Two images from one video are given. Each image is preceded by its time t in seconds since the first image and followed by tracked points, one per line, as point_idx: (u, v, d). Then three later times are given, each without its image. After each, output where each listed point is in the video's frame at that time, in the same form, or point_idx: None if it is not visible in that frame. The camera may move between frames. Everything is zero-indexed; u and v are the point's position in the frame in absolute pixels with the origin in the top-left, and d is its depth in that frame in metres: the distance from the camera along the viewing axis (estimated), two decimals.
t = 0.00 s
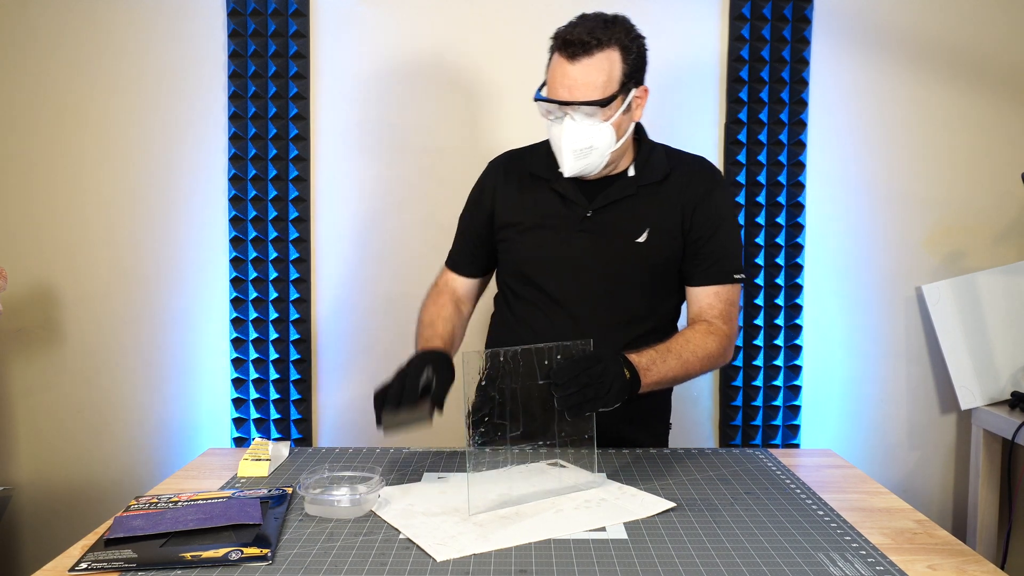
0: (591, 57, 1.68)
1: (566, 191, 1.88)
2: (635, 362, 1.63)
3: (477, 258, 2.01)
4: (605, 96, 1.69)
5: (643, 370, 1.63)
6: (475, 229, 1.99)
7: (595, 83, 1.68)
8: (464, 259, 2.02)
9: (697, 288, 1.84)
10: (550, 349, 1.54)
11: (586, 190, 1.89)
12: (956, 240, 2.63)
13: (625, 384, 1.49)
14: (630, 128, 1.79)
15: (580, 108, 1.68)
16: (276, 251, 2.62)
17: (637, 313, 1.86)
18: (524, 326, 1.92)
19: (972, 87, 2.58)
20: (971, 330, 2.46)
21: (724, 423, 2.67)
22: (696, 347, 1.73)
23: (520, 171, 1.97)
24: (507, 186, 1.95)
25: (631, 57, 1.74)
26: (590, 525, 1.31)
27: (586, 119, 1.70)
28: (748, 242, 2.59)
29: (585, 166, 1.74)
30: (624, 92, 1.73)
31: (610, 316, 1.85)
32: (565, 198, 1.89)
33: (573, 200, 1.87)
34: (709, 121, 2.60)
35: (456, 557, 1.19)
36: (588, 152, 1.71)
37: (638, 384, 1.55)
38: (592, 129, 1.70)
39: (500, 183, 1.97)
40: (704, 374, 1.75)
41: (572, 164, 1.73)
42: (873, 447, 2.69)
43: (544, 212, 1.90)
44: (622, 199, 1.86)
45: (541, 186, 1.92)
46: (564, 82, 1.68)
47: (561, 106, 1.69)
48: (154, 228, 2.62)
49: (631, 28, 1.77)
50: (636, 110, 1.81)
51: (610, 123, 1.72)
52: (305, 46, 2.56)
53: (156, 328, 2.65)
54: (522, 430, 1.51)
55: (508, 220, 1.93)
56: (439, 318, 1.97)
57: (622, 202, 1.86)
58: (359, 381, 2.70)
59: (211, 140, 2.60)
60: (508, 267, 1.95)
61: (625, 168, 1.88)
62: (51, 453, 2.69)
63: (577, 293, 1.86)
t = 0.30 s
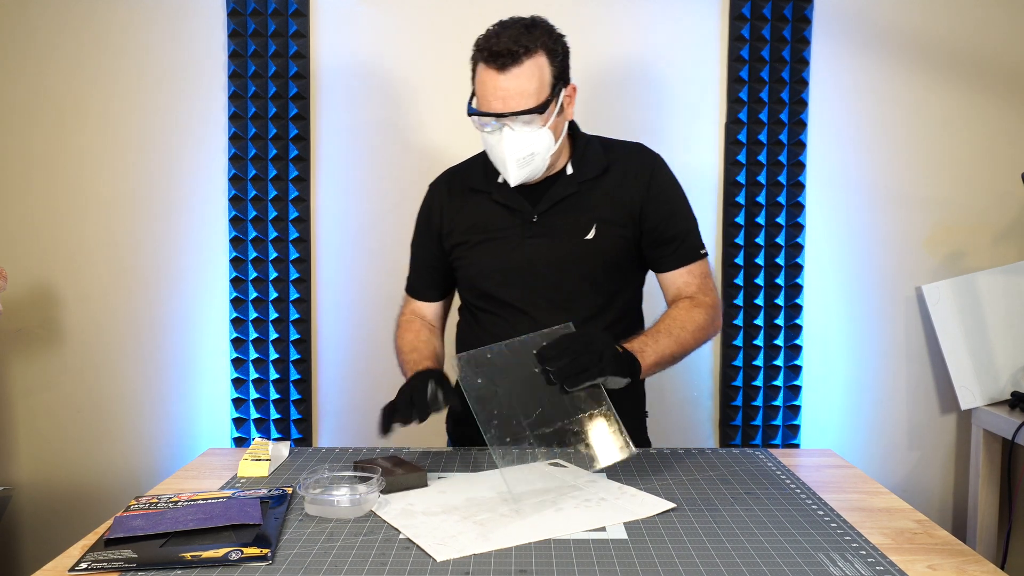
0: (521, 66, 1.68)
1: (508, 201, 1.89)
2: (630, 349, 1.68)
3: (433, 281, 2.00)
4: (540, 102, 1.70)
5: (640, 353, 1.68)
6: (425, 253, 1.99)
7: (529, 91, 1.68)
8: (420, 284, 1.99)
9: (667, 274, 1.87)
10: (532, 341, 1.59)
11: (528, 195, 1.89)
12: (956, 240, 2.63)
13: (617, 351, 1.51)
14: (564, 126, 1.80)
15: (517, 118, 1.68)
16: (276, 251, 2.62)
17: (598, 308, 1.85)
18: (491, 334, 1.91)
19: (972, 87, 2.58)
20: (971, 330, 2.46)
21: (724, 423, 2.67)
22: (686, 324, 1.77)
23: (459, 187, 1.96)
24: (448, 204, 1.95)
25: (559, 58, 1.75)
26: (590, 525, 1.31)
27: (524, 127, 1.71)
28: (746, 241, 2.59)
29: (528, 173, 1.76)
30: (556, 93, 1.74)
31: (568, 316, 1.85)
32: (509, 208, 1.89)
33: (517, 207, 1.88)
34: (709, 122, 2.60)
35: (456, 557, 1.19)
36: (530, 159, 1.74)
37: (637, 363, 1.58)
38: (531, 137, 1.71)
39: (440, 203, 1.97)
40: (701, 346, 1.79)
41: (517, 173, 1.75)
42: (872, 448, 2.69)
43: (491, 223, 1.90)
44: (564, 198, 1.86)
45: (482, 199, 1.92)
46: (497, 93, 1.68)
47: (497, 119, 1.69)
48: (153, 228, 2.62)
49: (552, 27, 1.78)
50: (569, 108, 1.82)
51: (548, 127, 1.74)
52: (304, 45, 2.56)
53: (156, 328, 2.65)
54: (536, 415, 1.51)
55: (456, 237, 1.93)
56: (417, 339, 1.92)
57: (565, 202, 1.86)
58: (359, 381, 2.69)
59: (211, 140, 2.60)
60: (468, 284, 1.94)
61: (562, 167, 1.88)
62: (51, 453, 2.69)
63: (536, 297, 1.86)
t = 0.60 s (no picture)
0: (502, 71, 1.69)
1: (481, 203, 1.88)
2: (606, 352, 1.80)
3: (400, 285, 1.97)
4: (519, 107, 1.72)
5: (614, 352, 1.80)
6: (393, 257, 1.95)
7: (509, 95, 1.70)
8: (385, 288, 1.96)
9: (632, 271, 1.95)
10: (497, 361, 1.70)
11: (499, 197, 1.89)
12: (956, 240, 2.63)
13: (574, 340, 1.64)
14: (537, 131, 1.84)
15: (498, 122, 1.71)
16: (276, 251, 2.62)
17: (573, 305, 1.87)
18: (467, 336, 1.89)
19: (972, 87, 2.58)
20: (971, 330, 2.46)
21: (724, 423, 2.67)
22: (658, 322, 1.85)
23: (425, 191, 1.95)
24: (416, 208, 1.93)
25: (533, 63, 1.77)
26: (590, 525, 1.31)
27: (504, 130, 1.73)
28: (746, 241, 2.59)
29: (505, 175, 1.78)
30: (531, 98, 1.77)
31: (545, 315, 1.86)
32: (481, 210, 1.89)
33: (491, 209, 1.88)
34: (709, 122, 2.60)
35: (455, 557, 1.19)
36: (509, 161, 1.75)
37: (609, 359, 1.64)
38: (511, 140, 1.73)
39: (407, 209, 1.94)
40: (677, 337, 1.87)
41: (495, 176, 1.77)
42: (872, 447, 2.69)
43: (464, 224, 1.89)
44: (537, 199, 1.88)
45: (452, 202, 1.91)
46: (477, 96, 1.69)
47: (479, 122, 1.70)
48: (154, 228, 2.62)
49: (524, 31, 1.79)
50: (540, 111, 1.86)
51: (525, 130, 1.76)
52: (304, 45, 2.56)
53: (156, 328, 2.65)
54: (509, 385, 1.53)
55: (426, 241, 1.91)
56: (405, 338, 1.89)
57: (537, 202, 1.88)
58: (359, 381, 2.70)
59: (211, 140, 2.60)
60: (440, 287, 1.92)
61: (532, 169, 1.90)
62: (51, 453, 2.69)
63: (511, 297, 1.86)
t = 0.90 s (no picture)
0: (501, 60, 1.71)
1: (471, 203, 1.88)
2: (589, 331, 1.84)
3: (386, 286, 1.92)
4: (515, 97, 1.75)
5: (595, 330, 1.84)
6: (379, 258, 1.91)
7: (507, 85, 1.72)
8: (369, 289, 1.91)
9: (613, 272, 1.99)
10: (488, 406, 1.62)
11: (488, 196, 1.90)
12: (956, 240, 2.63)
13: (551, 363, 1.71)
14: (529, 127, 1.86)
15: (496, 109, 1.73)
16: (276, 251, 2.62)
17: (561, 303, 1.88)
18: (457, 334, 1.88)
19: (972, 87, 2.58)
20: (971, 330, 2.46)
21: (724, 423, 2.67)
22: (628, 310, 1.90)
23: (412, 190, 1.93)
24: (404, 207, 1.91)
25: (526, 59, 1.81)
26: (590, 525, 1.31)
27: (501, 119, 1.74)
28: (746, 241, 2.59)
29: (499, 166, 1.78)
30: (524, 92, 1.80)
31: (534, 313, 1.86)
32: (470, 209, 1.89)
33: (481, 209, 1.88)
34: (709, 121, 2.60)
35: (455, 557, 1.19)
36: (504, 151, 1.75)
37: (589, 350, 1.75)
38: (508, 129, 1.74)
39: (393, 208, 1.92)
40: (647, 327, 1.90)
41: (491, 165, 1.77)
42: (872, 447, 2.69)
43: (454, 223, 1.88)
44: (525, 198, 1.89)
45: (440, 202, 1.90)
46: (474, 84, 1.71)
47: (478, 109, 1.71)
48: (154, 228, 2.62)
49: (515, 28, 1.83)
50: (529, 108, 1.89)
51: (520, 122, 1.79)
52: (305, 45, 2.56)
53: (156, 328, 2.65)
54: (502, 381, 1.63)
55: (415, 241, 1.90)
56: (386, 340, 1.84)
57: (526, 201, 1.90)
58: (359, 381, 2.70)
59: (211, 140, 2.60)
60: (428, 286, 1.90)
61: (520, 169, 1.91)
62: (51, 454, 2.69)
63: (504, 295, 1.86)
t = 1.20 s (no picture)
0: (506, 54, 1.72)
1: (465, 199, 1.89)
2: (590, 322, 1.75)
3: (382, 284, 1.92)
4: (519, 92, 1.76)
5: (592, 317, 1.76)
6: (375, 255, 1.91)
7: (511, 79, 1.73)
8: (366, 286, 1.91)
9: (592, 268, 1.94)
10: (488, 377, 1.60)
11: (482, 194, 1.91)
12: (956, 240, 2.63)
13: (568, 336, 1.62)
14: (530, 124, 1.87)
15: (500, 102, 1.73)
16: (276, 251, 2.62)
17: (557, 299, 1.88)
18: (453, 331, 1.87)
19: (971, 87, 2.58)
20: (971, 330, 2.46)
21: (724, 423, 2.67)
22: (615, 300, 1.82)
23: (407, 188, 1.94)
24: (399, 205, 1.92)
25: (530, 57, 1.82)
26: (590, 525, 1.31)
27: (504, 112, 1.75)
28: (746, 241, 2.59)
29: (500, 159, 1.78)
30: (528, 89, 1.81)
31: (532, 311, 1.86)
32: (464, 205, 1.89)
33: (474, 205, 1.89)
34: (708, 122, 2.60)
35: (455, 557, 1.19)
36: (505, 144, 1.76)
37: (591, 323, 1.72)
38: (512, 122, 1.75)
39: (390, 206, 1.93)
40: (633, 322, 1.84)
41: (492, 157, 1.77)
42: (872, 447, 2.69)
43: (448, 219, 1.89)
44: (519, 193, 1.90)
45: (434, 199, 1.91)
46: (479, 77, 1.72)
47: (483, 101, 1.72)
48: (154, 228, 2.62)
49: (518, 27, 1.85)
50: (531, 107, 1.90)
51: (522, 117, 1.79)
52: (305, 45, 2.56)
53: (156, 328, 2.65)
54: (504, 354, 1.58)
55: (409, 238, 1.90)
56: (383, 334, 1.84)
57: (519, 198, 1.90)
58: (359, 381, 2.70)
59: (211, 140, 2.60)
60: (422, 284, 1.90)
61: (513, 166, 1.91)
62: (51, 454, 2.69)
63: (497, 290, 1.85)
